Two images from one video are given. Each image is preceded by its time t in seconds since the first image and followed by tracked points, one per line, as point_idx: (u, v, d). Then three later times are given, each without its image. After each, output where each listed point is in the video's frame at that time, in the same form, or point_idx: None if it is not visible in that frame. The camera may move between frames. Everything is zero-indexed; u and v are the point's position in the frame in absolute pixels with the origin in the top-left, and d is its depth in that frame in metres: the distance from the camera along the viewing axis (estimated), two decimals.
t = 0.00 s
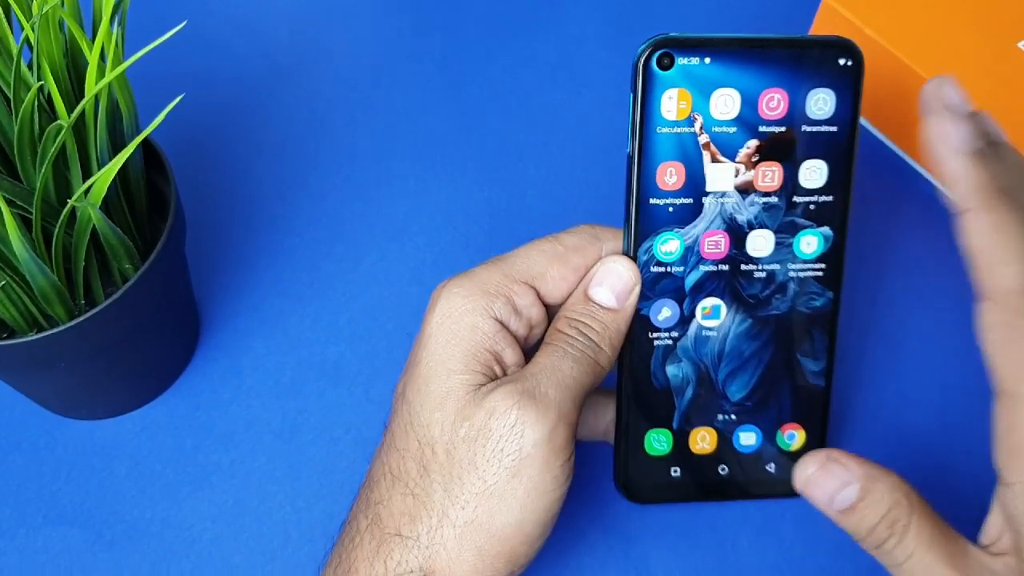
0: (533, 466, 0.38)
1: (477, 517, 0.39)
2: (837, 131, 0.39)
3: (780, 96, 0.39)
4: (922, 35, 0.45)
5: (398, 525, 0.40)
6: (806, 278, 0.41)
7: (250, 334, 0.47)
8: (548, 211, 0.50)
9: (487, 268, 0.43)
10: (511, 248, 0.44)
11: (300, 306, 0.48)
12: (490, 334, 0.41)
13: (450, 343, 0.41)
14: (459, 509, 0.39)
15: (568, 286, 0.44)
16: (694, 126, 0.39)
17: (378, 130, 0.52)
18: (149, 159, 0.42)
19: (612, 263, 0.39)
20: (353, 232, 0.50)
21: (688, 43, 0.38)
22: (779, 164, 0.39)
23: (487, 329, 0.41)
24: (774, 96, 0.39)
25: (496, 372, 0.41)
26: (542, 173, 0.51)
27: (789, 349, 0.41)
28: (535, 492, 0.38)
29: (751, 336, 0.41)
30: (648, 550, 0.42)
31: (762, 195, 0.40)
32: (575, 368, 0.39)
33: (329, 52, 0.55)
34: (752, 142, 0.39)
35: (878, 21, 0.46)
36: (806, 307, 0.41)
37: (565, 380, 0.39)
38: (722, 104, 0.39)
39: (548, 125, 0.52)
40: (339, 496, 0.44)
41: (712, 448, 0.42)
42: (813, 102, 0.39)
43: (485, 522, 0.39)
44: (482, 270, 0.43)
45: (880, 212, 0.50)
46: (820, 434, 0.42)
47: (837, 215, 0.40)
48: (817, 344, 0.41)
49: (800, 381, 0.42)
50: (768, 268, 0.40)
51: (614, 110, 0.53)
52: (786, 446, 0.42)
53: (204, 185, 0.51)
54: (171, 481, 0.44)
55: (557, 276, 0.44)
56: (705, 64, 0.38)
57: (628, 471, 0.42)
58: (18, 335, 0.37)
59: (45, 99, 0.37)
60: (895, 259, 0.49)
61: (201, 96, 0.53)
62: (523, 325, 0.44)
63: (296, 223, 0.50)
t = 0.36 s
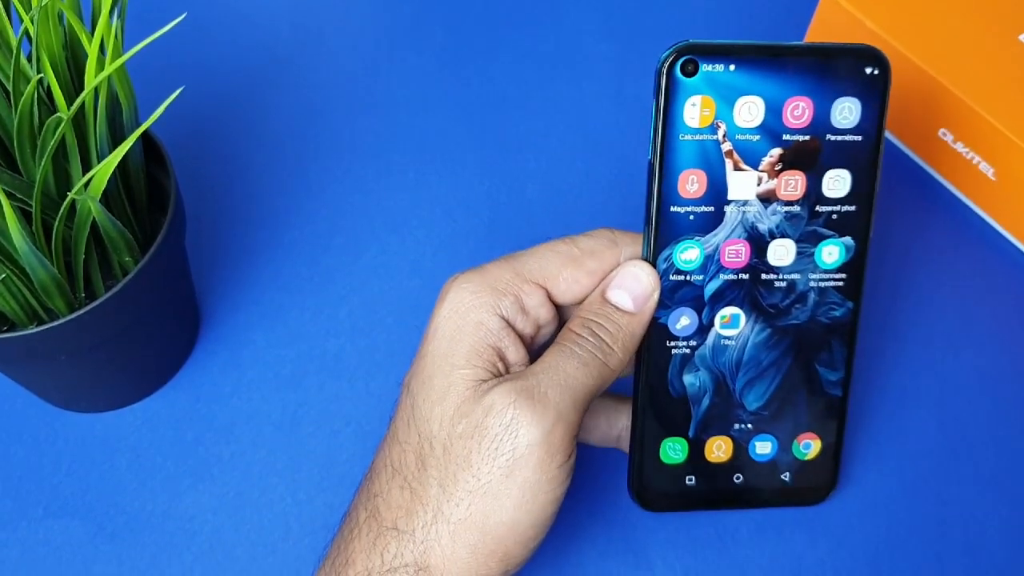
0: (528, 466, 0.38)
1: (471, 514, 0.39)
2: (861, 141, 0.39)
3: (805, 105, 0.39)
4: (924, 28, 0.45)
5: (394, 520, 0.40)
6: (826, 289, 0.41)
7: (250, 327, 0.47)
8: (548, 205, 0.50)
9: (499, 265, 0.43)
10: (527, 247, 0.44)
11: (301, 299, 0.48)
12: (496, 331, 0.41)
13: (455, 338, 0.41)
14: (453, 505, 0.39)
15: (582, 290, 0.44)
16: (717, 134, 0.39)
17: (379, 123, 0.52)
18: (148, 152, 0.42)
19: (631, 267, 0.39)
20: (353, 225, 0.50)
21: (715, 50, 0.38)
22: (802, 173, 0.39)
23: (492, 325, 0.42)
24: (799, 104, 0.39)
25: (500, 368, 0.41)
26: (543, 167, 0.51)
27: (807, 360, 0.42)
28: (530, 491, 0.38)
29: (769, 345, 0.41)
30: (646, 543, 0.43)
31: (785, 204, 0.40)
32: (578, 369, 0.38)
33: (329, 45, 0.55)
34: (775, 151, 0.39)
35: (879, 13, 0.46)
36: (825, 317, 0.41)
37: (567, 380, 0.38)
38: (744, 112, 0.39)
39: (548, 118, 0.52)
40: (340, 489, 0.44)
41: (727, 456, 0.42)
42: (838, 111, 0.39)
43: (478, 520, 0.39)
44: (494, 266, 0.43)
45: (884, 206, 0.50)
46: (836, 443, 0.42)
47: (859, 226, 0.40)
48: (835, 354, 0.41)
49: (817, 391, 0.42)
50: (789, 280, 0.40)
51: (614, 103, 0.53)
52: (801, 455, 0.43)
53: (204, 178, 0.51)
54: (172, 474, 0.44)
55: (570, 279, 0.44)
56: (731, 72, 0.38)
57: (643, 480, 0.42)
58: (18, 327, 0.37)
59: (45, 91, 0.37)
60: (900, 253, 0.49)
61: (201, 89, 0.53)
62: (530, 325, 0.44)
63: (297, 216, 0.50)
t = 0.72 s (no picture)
0: (500, 454, 0.37)
1: (446, 504, 0.39)
2: (834, 127, 0.39)
3: (777, 95, 0.39)
4: (924, 34, 0.45)
5: (375, 511, 0.40)
6: (810, 276, 0.41)
7: (250, 332, 0.47)
8: (548, 210, 0.50)
9: (476, 262, 0.44)
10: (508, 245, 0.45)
11: (301, 304, 0.48)
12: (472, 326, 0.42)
13: (434, 335, 0.42)
14: (429, 495, 0.39)
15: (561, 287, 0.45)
16: (693, 127, 0.38)
17: (378, 128, 0.52)
18: (149, 157, 0.42)
19: (619, 262, 0.39)
20: (353, 230, 0.50)
21: (683, 44, 0.38)
22: (778, 163, 0.39)
23: (466, 318, 0.42)
24: (771, 94, 0.39)
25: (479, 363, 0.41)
26: (542, 172, 0.51)
27: (796, 348, 0.42)
28: (504, 480, 0.38)
29: (757, 335, 0.41)
30: (645, 547, 0.43)
31: (763, 194, 0.39)
32: (554, 359, 0.38)
33: (330, 50, 0.55)
34: (750, 141, 0.39)
35: (877, 17, 0.46)
36: (810, 305, 0.41)
37: (541, 370, 0.38)
38: (716, 104, 0.38)
39: (548, 123, 0.52)
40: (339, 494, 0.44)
41: (720, 449, 0.42)
42: (808, 100, 0.39)
43: (454, 509, 0.38)
44: (473, 263, 0.44)
45: (878, 206, 0.49)
46: (829, 436, 0.42)
47: (838, 212, 0.40)
48: (822, 340, 0.41)
49: (807, 380, 0.42)
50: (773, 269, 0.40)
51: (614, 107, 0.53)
52: (794, 445, 0.43)
53: (204, 183, 0.51)
54: (171, 479, 0.44)
55: (548, 276, 0.44)
56: (701, 66, 0.38)
57: (637, 478, 0.42)
58: (18, 333, 0.37)
59: (45, 97, 0.37)
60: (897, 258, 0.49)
61: (201, 94, 0.53)
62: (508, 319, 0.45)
63: (296, 221, 0.50)
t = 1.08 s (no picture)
0: (475, 444, 0.37)
1: (423, 495, 0.39)
2: (827, 120, 0.40)
3: (772, 90, 0.39)
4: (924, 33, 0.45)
5: (360, 503, 0.41)
6: (809, 269, 0.41)
7: (249, 330, 0.47)
8: (547, 209, 0.50)
9: (474, 258, 0.44)
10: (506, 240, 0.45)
11: (300, 302, 0.48)
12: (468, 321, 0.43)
13: (429, 327, 0.42)
14: (409, 487, 0.39)
15: (558, 279, 0.45)
16: (694, 126, 0.38)
17: (378, 126, 0.52)
18: (148, 156, 0.42)
19: (623, 264, 0.38)
20: (353, 228, 0.50)
21: (681, 43, 0.38)
22: (776, 158, 0.40)
23: (462, 313, 0.43)
24: (766, 90, 0.39)
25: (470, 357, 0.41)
26: (542, 170, 0.51)
27: (800, 344, 0.42)
28: (480, 472, 0.38)
29: (761, 333, 0.41)
30: (646, 545, 0.43)
31: (763, 189, 0.40)
32: (541, 355, 0.38)
33: (329, 48, 0.55)
34: (750, 138, 0.39)
35: (876, 17, 0.47)
36: (810, 299, 0.41)
37: (524, 364, 0.37)
38: (715, 102, 0.39)
39: (547, 121, 0.52)
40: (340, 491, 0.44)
41: (731, 451, 0.42)
42: (803, 94, 0.39)
43: (431, 500, 0.38)
44: (472, 259, 0.44)
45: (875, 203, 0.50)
46: (833, 428, 0.42)
47: (833, 204, 0.41)
48: (823, 334, 0.42)
49: (811, 374, 0.42)
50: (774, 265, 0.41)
51: (614, 105, 0.53)
52: (801, 440, 0.42)
53: (203, 181, 0.51)
54: (171, 478, 0.44)
55: (545, 269, 0.44)
56: (700, 65, 0.38)
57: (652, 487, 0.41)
58: (18, 331, 0.37)
59: (44, 96, 0.37)
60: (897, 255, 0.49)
61: (201, 93, 0.53)
62: (501, 316, 0.45)
63: (296, 219, 0.50)
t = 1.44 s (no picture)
0: (466, 420, 0.39)
1: (423, 477, 0.39)
2: (807, 134, 0.39)
3: (745, 107, 0.38)
4: (924, 27, 0.45)
5: (364, 498, 0.41)
6: (795, 280, 0.40)
7: (249, 325, 0.47)
8: (547, 205, 0.50)
9: (485, 251, 0.44)
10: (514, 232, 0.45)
11: (300, 297, 0.48)
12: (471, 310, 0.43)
13: (429, 319, 0.43)
14: (409, 471, 0.40)
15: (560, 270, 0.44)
16: (661, 146, 0.38)
17: (378, 121, 0.52)
18: (147, 150, 0.42)
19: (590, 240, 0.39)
20: (353, 223, 0.50)
21: (645, 67, 0.37)
22: (752, 172, 0.39)
23: (469, 304, 0.43)
24: (739, 107, 0.38)
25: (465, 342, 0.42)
26: (542, 165, 0.51)
27: (788, 353, 0.41)
28: (474, 448, 0.39)
29: (746, 342, 0.41)
30: (645, 540, 0.43)
31: (740, 204, 0.39)
32: (519, 328, 0.39)
33: (329, 42, 0.55)
34: (722, 155, 0.39)
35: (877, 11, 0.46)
36: (797, 309, 0.41)
37: (506, 340, 0.39)
38: (684, 121, 0.38)
39: (547, 116, 0.52)
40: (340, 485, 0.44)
41: (719, 454, 0.42)
42: (777, 110, 0.38)
43: (430, 481, 0.39)
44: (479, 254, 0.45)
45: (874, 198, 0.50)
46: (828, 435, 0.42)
47: (818, 216, 0.40)
48: (812, 345, 0.41)
49: (801, 382, 0.42)
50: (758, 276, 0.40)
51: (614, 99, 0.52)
52: (793, 446, 0.42)
53: (203, 176, 0.51)
54: (171, 472, 0.44)
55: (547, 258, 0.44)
56: (665, 87, 0.38)
57: (637, 485, 0.42)
58: (18, 325, 0.37)
59: (44, 90, 0.37)
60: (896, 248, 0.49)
61: (201, 87, 0.53)
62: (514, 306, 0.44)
63: (295, 214, 0.50)
